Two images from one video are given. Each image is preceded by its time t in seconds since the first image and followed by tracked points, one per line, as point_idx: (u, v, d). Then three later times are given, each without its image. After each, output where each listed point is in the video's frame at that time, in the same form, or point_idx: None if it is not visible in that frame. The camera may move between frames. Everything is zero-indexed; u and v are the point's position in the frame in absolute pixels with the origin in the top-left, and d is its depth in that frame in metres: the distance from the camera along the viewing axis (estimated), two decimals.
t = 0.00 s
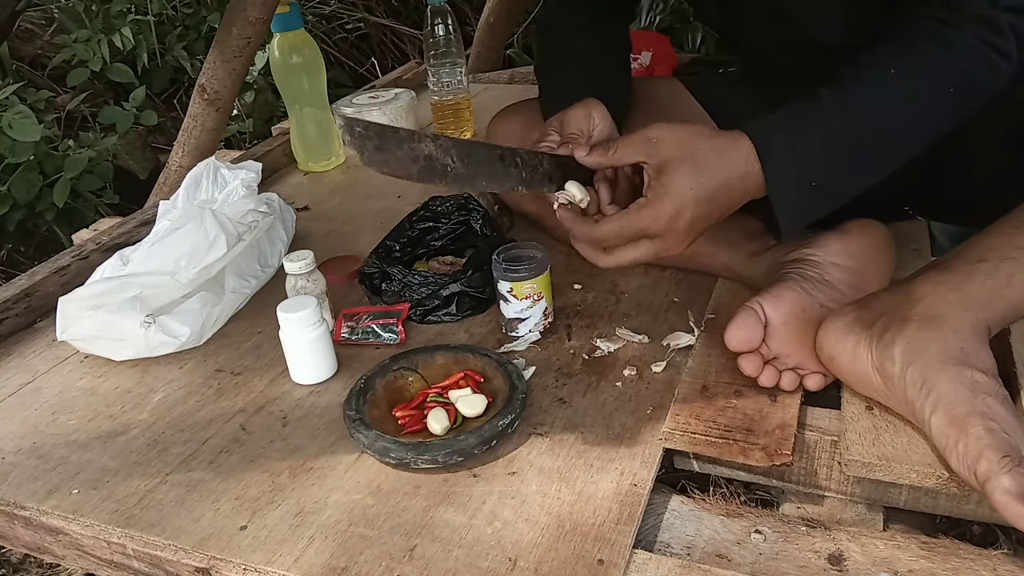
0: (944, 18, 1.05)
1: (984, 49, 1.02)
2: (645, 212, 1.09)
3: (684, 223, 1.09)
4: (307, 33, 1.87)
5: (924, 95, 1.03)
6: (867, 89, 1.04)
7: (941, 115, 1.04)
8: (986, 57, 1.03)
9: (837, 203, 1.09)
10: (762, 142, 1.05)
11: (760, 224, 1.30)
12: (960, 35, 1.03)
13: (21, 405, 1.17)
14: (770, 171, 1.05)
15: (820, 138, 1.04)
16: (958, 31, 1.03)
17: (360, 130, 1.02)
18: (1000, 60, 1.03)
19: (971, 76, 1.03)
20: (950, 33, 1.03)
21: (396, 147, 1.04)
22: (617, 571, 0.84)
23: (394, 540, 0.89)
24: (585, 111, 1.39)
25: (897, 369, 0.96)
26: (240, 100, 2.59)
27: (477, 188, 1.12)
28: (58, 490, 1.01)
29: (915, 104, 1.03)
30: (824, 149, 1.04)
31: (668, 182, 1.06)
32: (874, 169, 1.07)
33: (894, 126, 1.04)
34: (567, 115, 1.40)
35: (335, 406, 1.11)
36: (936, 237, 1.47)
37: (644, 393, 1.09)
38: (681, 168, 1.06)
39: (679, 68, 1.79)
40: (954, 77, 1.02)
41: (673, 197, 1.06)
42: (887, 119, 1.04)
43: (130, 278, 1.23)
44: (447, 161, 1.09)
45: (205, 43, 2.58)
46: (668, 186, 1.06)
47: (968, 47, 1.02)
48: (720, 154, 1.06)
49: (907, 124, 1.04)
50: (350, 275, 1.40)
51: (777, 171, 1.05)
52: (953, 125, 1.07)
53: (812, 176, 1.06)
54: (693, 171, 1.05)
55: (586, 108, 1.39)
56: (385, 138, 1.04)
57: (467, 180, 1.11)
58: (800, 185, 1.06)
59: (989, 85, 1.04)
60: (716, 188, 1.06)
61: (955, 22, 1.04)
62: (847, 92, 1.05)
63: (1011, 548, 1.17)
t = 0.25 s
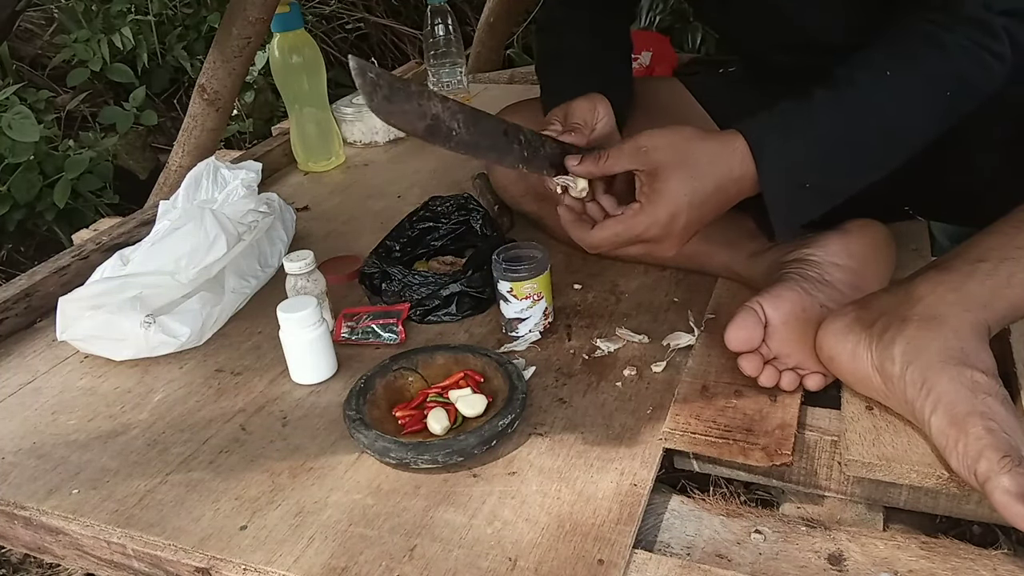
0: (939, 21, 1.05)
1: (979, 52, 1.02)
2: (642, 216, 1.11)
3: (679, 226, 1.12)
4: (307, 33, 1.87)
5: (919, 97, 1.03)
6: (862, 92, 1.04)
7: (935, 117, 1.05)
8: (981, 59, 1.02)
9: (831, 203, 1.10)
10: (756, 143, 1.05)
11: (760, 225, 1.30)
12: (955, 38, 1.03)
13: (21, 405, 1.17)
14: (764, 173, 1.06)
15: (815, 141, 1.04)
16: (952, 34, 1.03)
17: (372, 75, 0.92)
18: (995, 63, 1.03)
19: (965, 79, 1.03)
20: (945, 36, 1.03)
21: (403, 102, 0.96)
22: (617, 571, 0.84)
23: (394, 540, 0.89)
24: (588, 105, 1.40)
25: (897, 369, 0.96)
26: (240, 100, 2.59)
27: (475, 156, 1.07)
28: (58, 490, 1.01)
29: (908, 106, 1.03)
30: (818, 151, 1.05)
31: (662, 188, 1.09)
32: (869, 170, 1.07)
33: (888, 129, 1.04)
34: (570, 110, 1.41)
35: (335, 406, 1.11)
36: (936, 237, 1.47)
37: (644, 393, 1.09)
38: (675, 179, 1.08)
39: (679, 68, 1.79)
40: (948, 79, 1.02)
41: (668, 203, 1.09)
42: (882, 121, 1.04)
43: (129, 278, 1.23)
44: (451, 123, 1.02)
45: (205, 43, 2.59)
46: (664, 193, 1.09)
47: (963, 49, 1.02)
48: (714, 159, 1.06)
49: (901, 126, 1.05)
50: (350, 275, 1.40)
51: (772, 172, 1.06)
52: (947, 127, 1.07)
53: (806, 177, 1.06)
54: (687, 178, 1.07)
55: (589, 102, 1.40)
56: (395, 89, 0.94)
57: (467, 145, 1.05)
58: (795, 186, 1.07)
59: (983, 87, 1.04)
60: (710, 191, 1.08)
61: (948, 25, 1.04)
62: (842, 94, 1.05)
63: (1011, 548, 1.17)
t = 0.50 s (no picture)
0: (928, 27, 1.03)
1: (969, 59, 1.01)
2: (628, 234, 1.14)
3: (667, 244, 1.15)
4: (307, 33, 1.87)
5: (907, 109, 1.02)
6: (850, 105, 1.03)
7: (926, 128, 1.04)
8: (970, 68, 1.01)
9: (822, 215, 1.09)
10: (742, 160, 1.06)
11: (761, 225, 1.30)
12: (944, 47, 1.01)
13: (21, 405, 1.17)
14: (751, 189, 1.06)
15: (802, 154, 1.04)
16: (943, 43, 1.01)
17: (233, 96, 0.91)
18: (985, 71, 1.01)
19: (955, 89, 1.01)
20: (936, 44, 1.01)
21: (274, 116, 0.93)
22: (617, 571, 0.84)
23: (394, 540, 0.89)
24: (523, 97, 1.46)
25: (897, 369, 0.96)
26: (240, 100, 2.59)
27: (373, 161, 1.02)
28: (58, 490, 1.01)
29: (895, 118, 1.03)
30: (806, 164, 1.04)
31: (650, 208, 1.11)
32: (858, 184, 1.07)
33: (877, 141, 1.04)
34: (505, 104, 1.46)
35: (335, 406, 1.11)
36: (936, 237, 1.47)
37: (644, 393, 1.09)
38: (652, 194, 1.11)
39: (679, 68, 1.79)
40: (938, 89, 1.01)
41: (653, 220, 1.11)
42: (871, 133, 1.03)
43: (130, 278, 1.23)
44: (336, 130, 0.98)
45: (205, 43, 2.58)
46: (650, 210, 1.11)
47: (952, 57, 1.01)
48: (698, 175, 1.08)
49: (889, 137, 1.04)
50: (350, 276, 1.40)
51: (757, 186, 1.05)
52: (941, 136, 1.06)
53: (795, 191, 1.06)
54: (673, 195, 1.09)
55: (524, 95, 1.47)
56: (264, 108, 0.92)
57: (359, 151, 1.00)
58: (782, 201, 1.07)
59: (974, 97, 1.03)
60: (698, 210, 1.09)
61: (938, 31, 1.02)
62: (830, 107, 1.04)
63: (1011, 547, 1.17)
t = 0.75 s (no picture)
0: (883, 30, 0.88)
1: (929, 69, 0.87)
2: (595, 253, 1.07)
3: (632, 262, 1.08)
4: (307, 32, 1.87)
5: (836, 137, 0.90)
6: (776, 132, 0.90)
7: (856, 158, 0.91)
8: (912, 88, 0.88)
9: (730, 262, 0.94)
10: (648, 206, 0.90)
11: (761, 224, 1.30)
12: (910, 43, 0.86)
13: (21, 405, 1.17)
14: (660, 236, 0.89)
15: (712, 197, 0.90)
16: (876, 50, 0.89)
17: (91, 128, 0.67)
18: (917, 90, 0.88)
19: (898, 114, 0.89)
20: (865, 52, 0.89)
21: (139, 142, 0.72)
22: (617, 571, 0.84)
23: (394, 540, 0.89)
24: (438, 95, 1.40)
25: (897, 370, 0.96)
26: (240, 100, 2.59)
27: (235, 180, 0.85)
28: (58, 490, 1.01)
29: (816, 152, 0.90)
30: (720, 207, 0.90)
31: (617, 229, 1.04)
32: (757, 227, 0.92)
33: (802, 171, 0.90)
34: (420, 101, 1.40)
35: (335, 406, 1.11)
36: (937, 238, 1.44)
37: (644, 393, 1.09)
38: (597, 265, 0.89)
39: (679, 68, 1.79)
40: (875, 119, 0.89)
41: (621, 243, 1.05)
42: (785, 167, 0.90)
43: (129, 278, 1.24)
44: (203, 148, 0.79)
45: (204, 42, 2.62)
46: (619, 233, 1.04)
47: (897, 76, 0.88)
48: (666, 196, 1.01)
49: (796, 169, 0.90)
50: (350, 275, 1.40)
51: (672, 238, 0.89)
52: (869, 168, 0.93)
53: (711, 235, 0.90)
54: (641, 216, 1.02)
55: (441, 91, 1.41)
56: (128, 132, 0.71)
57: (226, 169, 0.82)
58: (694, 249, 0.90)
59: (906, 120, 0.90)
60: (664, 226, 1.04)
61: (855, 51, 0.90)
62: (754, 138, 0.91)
63: (1011, 548, 1.17)
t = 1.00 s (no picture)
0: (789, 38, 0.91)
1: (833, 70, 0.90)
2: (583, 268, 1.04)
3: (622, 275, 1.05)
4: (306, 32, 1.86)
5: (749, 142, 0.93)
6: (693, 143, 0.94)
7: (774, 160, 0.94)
8: (819, 94, 0.91)
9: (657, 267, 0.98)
10: (567, 228, 0.96)
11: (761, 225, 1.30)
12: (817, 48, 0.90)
13: (21, 405, 1.17)
14: (576, 254, 0.95)
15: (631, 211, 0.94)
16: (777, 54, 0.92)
17: (80, 165, 0.77)
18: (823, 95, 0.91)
19: (811, 121, 0.92)
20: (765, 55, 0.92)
21: (123, 173, 0.80)
22: (617, 571, 0.84)
23: (394, 540, 0.89)
24: (425, 104, 1.32)
25: (897, 371, 0.96)
26: (240, 100, 2.59)
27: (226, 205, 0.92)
28: (58, 490, 1.01)
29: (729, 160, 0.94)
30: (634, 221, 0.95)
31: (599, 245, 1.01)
32: (680, 235, 0.96)
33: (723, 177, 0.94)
34: (406, 112, 1.31)
35: (335, 406, 1.11)
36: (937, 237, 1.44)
37: (644, 393, 1.09)
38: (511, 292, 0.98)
39: (679, 68, 1.79)
40: (784, 127, 0.92)
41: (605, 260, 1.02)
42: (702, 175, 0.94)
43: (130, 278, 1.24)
44: (190, 175, 0.86)
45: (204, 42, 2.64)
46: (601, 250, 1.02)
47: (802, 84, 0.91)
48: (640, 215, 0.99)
49: (711, 174, 0.94)
50: (350, 276, 1.40)
51: (592, 251, 0.94)
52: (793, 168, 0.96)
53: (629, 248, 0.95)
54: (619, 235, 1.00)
55: (427, 101, 1.33)
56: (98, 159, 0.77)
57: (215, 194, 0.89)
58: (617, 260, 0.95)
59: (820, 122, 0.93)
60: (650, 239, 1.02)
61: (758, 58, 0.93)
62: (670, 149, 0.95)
63: (1011, 548, 1.17)
